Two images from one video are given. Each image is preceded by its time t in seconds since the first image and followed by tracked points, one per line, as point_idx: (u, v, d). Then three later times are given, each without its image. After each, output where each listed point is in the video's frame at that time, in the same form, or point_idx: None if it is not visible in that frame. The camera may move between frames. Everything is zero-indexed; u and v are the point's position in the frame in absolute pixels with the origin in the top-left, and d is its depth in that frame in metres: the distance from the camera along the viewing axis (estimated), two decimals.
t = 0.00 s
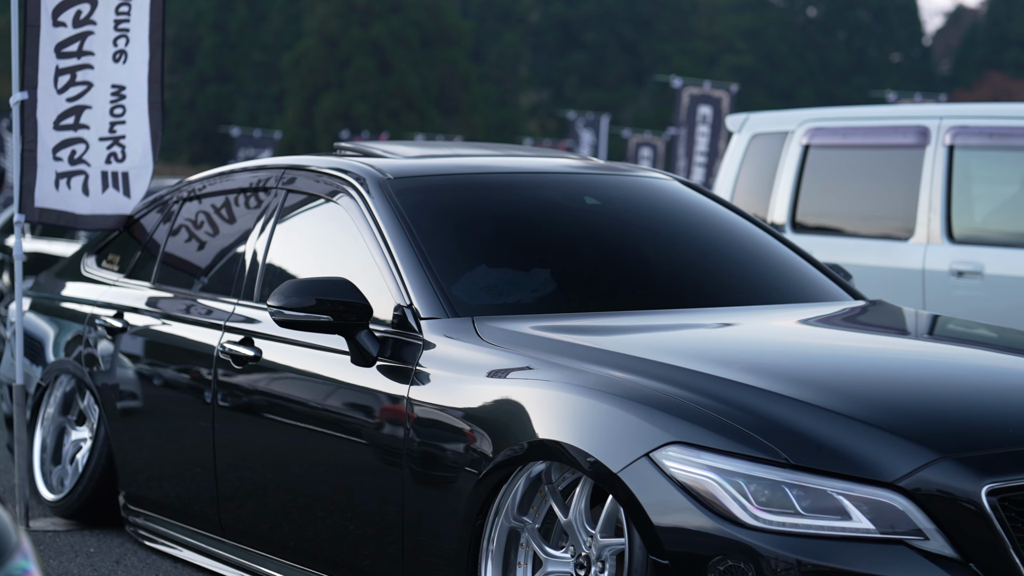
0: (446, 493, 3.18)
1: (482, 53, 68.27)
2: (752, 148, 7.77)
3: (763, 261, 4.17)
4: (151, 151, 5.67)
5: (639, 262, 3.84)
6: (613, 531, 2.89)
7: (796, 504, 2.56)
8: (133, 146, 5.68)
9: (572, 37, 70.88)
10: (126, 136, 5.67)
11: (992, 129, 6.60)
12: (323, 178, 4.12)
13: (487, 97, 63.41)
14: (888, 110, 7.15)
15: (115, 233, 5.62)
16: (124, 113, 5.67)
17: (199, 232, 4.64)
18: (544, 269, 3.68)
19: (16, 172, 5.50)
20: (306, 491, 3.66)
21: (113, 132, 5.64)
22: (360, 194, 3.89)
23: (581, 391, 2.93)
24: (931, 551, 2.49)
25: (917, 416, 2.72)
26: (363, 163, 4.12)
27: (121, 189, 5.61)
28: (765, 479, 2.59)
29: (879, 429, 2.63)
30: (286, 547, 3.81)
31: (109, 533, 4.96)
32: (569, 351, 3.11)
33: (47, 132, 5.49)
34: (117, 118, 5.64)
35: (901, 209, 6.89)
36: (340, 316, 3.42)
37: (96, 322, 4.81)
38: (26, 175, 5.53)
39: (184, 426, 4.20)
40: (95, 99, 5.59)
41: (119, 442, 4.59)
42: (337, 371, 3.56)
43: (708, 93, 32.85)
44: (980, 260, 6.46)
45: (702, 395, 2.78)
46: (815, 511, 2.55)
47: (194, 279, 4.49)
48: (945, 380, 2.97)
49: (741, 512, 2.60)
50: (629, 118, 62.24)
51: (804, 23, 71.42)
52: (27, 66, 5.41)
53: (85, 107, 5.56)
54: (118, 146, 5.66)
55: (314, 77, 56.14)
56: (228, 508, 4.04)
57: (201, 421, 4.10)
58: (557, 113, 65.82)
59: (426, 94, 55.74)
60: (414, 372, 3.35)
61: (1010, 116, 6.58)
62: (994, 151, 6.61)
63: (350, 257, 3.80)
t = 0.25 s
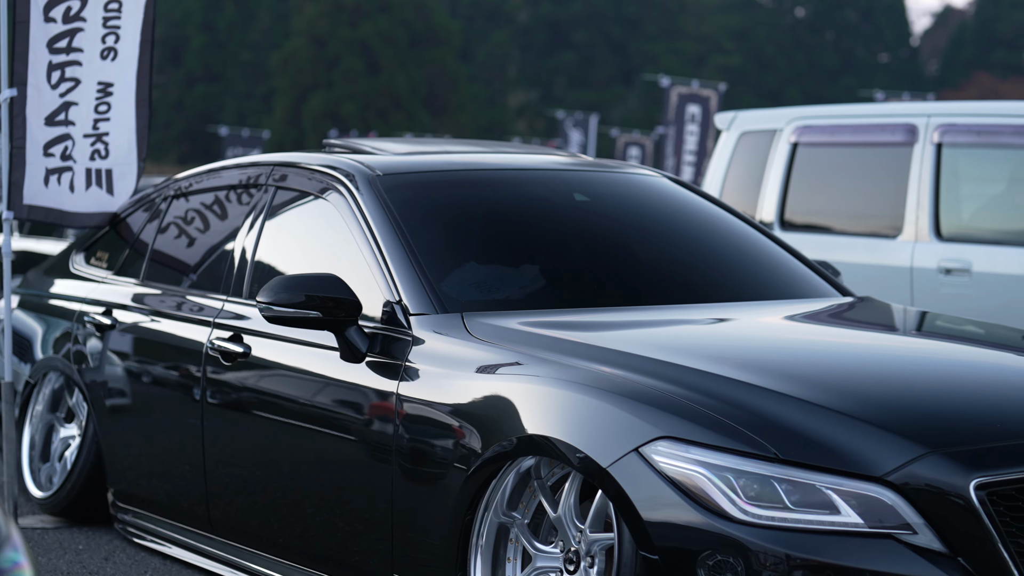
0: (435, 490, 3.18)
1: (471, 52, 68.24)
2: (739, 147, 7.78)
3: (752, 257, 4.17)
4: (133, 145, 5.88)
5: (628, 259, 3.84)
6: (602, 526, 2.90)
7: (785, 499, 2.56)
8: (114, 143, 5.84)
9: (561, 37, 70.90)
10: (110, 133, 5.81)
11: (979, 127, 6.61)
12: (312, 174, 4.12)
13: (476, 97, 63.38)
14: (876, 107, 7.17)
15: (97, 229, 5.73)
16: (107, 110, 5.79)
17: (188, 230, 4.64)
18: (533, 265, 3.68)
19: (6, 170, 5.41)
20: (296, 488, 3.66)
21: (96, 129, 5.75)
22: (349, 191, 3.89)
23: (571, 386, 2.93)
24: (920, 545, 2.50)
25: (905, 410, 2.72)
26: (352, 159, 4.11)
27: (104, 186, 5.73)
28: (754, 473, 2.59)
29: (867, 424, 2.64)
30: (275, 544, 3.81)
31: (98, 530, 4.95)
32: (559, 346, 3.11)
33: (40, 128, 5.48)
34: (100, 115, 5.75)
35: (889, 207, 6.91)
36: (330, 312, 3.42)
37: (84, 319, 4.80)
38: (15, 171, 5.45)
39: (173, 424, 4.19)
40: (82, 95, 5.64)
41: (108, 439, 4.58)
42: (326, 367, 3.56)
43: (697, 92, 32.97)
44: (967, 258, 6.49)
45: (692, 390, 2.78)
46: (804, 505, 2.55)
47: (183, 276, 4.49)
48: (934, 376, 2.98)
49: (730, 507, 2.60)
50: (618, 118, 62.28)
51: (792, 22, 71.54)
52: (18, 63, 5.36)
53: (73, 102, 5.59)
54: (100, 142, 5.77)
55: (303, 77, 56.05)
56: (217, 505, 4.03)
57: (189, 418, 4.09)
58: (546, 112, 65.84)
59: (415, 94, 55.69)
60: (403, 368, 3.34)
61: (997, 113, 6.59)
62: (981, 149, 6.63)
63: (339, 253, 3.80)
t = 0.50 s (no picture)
0: (430, 486, 3.18)
1: (465, 52, 68.21)
2: (734, 145, 7.78)
3: (746, 254, 4.18)
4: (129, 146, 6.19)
5: (623, 255, 3.84)
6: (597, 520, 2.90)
7: (779, 493, 2.57)
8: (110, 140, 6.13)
9: (555, 36, 70.90)
10: (102, 129, 6.04)
11: (973, 124, 6.62)
12: (308, 171, 4.11)
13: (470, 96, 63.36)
14: (870, 105, 7.18)
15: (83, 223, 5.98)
16: (103, 106, 6.05)
17: (183, 227, 4.63)
18: (527, 261, 3.68)
19: None
20: (290, 484, 3.66)
21: (90, 124, 5.96)
22: (345, 187, 3.89)
23: (566, 381, 2.93)
24: (914, 539, 2.50)
25: (900, 405, 2.73)
26: (347, 156, 4.11)
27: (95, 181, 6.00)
28: (749, 468, 2.60)
29: (862, 419, 2.64)
30: (270, 540, 3.81)
31: (93, 526, 4.94)
32: (554, 342, 3.11)
33: (35, 124, 5.57)
34: (95, 111, 5.98)
35: (883, 205, 6.93)
36: (325, 308, 3.42)
37: (79, 316, 4.79)
38: (11, 171, 5.46)
39: (168, 421, 4.18)
40: (78, 91, 5.83)
41: (103, 436, 4.58)
42: (321, 364, 3.56)
43: (691, 91, 32.97)
44: (961, 255, 6.51)
45: (687, 386, 2.79)
46: (798, 500, 2.56)
47: (178, 273, 4.48)
48: (928, 371, 2.99)
49: (724, 501, 2.61)
50: (612, 117, 62.29)
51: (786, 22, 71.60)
52: (13, 59, 5.34)
53: (70, 98, 5.79)
54: (93, 138, 6.01)
55: (297, 76, 56.00)
56: (212, 502, 4.03)
57: (184, 415, 4.09)
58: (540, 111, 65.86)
59: (409, 93, 55.66)
60: (398, 364, 3.34)
61: (991, 111, 6.60)
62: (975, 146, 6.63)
63: (335, 250, 3.80)
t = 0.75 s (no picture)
0: (428, 481, 3.19)
1: (461, 51, 68.21)
2: (731, 143, 7.79)
3: (744, 250, 4.18)
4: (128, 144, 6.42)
5: (620, 251, 3.85)
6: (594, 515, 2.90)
7: (777, 487, 2.57)
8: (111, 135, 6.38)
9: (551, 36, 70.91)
10: (104, 124, 6.34)
11: (970, 122, 6.63)
12: (305, 167, 4.11)
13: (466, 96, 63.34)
14: (866, 103, 7.19)
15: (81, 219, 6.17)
16: (106, 102, 6.33)
17: (181, 224, 4.63)
18: (525, 257, 3.69)
19: None
20: (288, 480, 3.66)
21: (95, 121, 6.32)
22: (342, 183, 3.89)
23: (563, 376, 2.93)
24: (911, 533, 2.51)
25: (897, 399, 2.74)
26: (344, 152, 4.11)
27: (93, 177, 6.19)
28: (746, 462, 2.60)
29: (860, 413, 2.65)
30: (267, 536, 3.81)
31: (90, 523, 4.94)
32: (551, 336, 3.11)
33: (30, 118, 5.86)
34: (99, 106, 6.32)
35: (879, 202, 6.93)
36: (323, 303, 3.42)
37: (76, 313, 4.79)
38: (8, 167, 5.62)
39: (165, 417, 4.18)
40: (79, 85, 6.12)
41: (100, 432, 4.58)
42: (318, 359, 3.56)
43: (688, 90, 32.99)
44: (957, 252, 6.52)
45: (685, 380, 2.79)
46: (796, 494, 2.56)
47: (176, 270, 4.48)
48: (925, 366, 3.00)
49: (722, 495, 2.61)
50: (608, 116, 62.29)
51: (781, 21, 71.65)
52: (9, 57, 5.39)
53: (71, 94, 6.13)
54: (95, 132, 6.29)
55: (292, 75, 55.96)
56: (209, 498, 4.03)
57: (181, 411, 4.09)
58: (536, 111, 65.86)
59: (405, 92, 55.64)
60: (395, 359, 3.35)
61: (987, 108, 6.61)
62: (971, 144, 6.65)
63: (332, 246, 3.80)
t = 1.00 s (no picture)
0: (426, 478, 3.19)
1: (457, 51, 68.21)
2: (727, 140, 7.79)
3: (741, 247, 4.19)
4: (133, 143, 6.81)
5: (617, 247, 3.85)
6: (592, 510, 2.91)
7: (775, 481, 2.58)
8: (114, 132, 6.76)
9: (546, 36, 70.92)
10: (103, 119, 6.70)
11: (966, 120, 6.64)
12: (302, 164, 4.12)
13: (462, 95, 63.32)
14: (862, 100, 7.20)
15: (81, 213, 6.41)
16: (109, 98, 6.76)
17: (178, 221, 4.63)
18: (521, 253, 3.69)
19: None
20: (285, 477, 3.66)
21: (89, 114, 6.64)
22: (339, 180, 3.89)
23: (561, 371, 2.93)
24: (909, 527, 2.51)
25: (895, 394, 2.74)
26: (341, 149, 4.12)
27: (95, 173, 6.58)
28: (744, 456, 2.60)
29: (857, 408, 2.65)
30: (265, 533, 3.81)
31: (87, 520, 4.94)
32: (549, 332, 3.11)
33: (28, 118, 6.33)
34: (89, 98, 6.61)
35: (875, 200, 6.94)
36: (321, 299, 3.42)
37: (73, 310, 4.79)
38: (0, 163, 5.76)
39: (162, 414, 4.18)
40: (81, 82, 6.62)
41: (96, 429, 4.58)
42: (315, 356, 3.56)
43: (684, 89, 33.02)
44: (953, 249, 6.53)
45: (683, 375, 2.79)
46: (793, 488, 2.56)
47: (173, 267, 4.48)
48: (921, 361, 3.01)
49: (720, 489, 2.62)
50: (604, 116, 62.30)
51: (777, 21, 71.69)
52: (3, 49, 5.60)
53: (67, 88, 6.52)
54: (101, 131, 6.71)
55: (288, 75, 55.93)
56: (207, 495, 4.03)
57: (179, 408, 4.09)
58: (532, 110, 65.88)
59: (400, 92, 55.62)
60: (393, 355, 3.35)
61: (983, 106, 6.62)
62: (967, 142, 6.66)
63: (329, 242, 3.80)
